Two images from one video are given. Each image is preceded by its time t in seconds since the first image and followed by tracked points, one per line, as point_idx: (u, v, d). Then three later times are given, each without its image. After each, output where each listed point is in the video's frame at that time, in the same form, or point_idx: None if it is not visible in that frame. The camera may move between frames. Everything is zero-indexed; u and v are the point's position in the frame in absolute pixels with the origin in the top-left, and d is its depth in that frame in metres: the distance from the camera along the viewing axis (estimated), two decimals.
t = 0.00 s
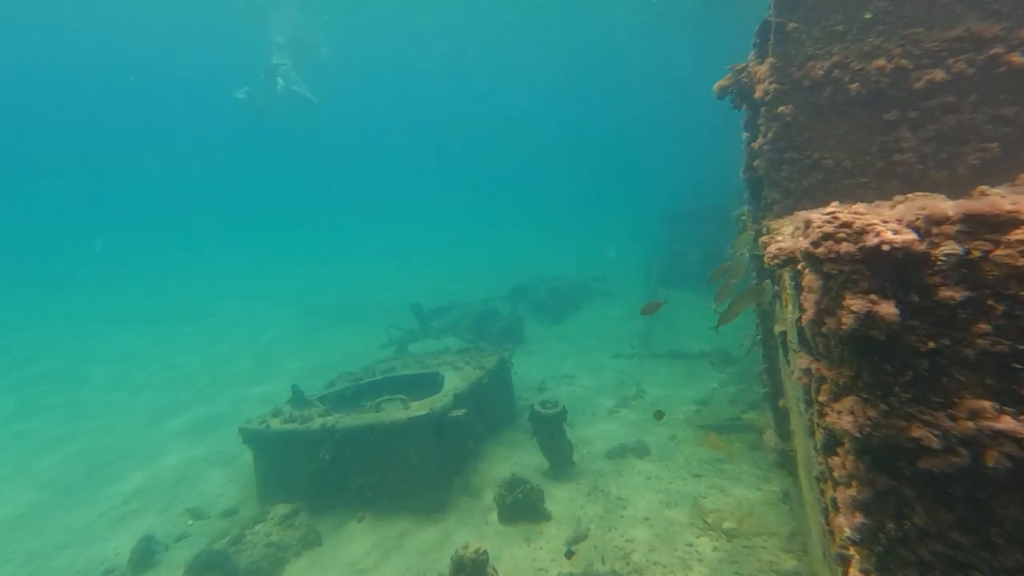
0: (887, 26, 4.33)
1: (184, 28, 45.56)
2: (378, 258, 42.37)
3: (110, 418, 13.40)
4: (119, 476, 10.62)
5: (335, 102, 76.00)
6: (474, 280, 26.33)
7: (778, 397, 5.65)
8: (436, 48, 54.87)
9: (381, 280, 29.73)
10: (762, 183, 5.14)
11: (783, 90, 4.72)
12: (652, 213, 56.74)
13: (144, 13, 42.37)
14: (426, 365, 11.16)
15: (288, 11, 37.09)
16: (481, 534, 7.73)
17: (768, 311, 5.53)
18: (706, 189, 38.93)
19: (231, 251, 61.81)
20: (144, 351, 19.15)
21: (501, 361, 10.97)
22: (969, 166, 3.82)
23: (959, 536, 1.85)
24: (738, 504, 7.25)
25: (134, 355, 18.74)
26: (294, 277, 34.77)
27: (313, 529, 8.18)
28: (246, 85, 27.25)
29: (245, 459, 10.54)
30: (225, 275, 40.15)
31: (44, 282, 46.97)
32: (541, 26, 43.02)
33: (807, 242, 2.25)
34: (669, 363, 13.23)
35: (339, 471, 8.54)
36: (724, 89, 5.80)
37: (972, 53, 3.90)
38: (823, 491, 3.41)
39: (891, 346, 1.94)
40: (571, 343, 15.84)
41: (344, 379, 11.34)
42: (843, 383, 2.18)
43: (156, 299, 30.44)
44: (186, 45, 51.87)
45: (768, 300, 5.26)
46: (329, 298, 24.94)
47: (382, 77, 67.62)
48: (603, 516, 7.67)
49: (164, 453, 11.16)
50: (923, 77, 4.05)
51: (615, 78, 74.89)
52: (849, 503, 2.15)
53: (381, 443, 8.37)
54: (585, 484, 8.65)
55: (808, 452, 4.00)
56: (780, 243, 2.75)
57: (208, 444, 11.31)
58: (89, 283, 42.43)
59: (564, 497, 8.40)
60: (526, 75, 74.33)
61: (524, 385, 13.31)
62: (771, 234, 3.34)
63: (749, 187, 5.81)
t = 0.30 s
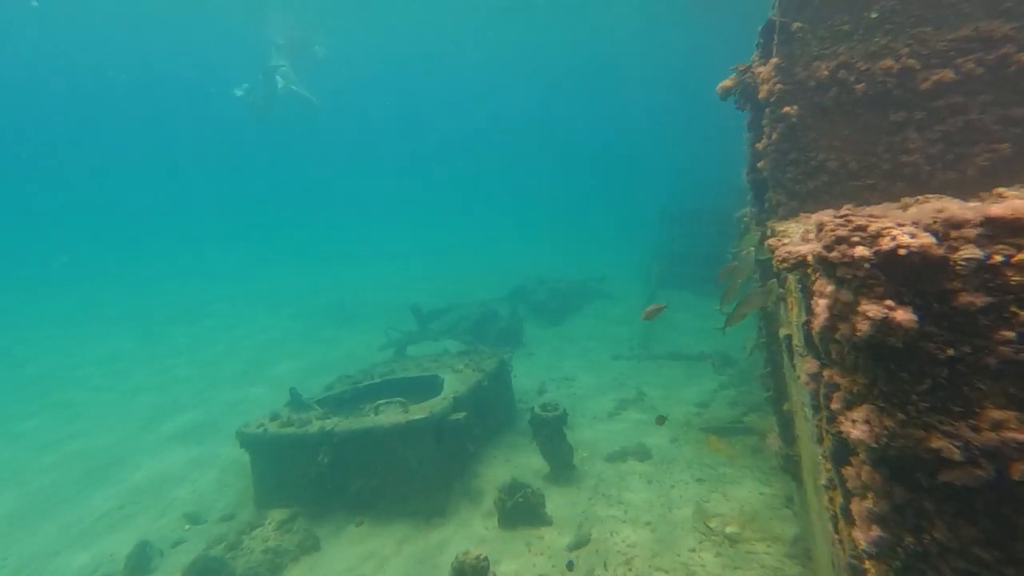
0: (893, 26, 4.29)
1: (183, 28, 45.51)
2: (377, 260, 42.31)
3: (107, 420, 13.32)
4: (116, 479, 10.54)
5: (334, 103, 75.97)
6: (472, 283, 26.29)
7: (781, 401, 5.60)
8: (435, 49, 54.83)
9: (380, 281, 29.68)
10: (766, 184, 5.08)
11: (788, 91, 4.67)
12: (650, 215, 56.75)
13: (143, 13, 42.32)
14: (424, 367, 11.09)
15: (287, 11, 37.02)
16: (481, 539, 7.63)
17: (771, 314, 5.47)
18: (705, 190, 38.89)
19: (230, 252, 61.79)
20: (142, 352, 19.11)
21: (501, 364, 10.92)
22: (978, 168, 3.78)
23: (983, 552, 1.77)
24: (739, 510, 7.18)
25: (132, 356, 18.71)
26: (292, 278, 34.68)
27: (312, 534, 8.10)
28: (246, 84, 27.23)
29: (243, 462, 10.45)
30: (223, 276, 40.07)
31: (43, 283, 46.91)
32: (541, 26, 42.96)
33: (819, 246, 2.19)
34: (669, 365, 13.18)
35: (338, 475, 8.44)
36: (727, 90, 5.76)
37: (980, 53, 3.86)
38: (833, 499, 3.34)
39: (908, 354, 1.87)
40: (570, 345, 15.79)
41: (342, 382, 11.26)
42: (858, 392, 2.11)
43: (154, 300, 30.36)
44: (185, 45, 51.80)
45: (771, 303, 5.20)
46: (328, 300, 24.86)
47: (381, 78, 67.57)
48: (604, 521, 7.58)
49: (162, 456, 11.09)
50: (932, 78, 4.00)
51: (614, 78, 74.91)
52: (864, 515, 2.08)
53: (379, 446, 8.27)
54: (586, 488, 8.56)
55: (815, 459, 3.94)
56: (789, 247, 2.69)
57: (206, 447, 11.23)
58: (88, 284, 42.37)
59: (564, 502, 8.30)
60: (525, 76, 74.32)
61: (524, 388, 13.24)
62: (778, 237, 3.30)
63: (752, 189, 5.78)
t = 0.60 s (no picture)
0: (898, 24, 4.24)
1: (181, 28, 45.31)
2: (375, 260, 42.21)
3: (104, 422, 13.22)
4: (113, 482, 10.44)
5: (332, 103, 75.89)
6: (471, 284, 26.19)
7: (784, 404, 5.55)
8: (434, 48, 54.71)
9: (378, 282, 29.54)
10: (768, 184, 5.02)
11: (791, 90, 4.62)
12: (649, 215, 56.72)
13: (141, 13, 42.18)
14: (423, 369, 11.00)
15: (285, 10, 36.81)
16: (480, 543, 7.55)
17: (775, 316, 5.42)
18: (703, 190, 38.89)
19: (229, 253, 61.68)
20: (139, 354, 18.99)
21: (501, 365, 10.85)
22: (985, 167, 3.73)
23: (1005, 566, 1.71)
24: (741, 512, 7.12)
25: (129, 357, 18.59)
26: (290, 279, 34.55)
27: (310, 537, 8.02)
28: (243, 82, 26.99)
29: (240, 465, 10.36)
30: (221, 276, 39.94)
31: (40, 283, 46.76)
32: (540, 26, 42.84)
33: (831, 248, 2.13)
34: (668, 366, 13.13)
35: (336, 477, 8.37)
36: (730, 89, 5.73)
37: (988, 51, 3.81)
38: (840, 504, 3.30)
39: (926, 360, 1.81)
40: (569, 346, 15.74)
41: (341, 383, 11.15)
42: (872, 398, 2.06)
43: (152, 301, 30.23)
44: (183, 44, 51.60)
45: (774, 304, 5.14)
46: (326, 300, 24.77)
47: (379, 78, 67.46)
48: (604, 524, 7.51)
49: (157, 459, 10.99)
50: (937, 76, 3.97)
51: (612, 78, 74.90)
52: (879, 526, 2.03)
53: (377, 449, 8.18)
54: (586, 491, 8.49)
55: (821, 462, 3.89)
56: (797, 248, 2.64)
57: (203, 450, 11.13)
58: (85, 284, 42.24)
59: (564, 505, 8.22)
60: (524, 76, 74.23)
61: (523, 389, 13.17)
62: (784, 238, 3.24)
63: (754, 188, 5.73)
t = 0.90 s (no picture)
0: (905, 20, 4.21)
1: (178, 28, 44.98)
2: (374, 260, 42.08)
3: (101, 423, 13.12)
4: (109, 483, 10.34)
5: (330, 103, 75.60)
6: (469, 284, 26.09)
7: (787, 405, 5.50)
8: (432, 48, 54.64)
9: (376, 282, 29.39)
10: (774, 183, 4.99)
11: (797, 87, 4.59)
12: (646, 214, 56.80)
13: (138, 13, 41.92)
14: (422, 370, 10.92)
15: (283, 9, 36.57)
16: (479, 545, 7.47)
17: (778, 316, 5.39)
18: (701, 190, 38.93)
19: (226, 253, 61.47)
20: (135, 354, 18.84)
21: (500, 365, 10.79)
22: (994, 165, 3.72)
23: None
24: (743, 513, 7.06)
25: (125, 358, 18.45)
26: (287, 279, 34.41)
27: (308, 539, 7.93)
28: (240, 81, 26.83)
29: (237, 466, 10.27)
30: (218, 277, 39.74)
31: (36, 284, 46.43)
32: (538, 26, 42.83)
33: (844, 248, 2.06)
34: (667, 366, 13.09)
35: (334, 479, 8.28)
36: (733, 87, 5.71)
37: (998, 46, 3.80)
38: (849, 510, 3.24)
39: (944, 365, 1.75)
40: (568, 346, 15.68)
41: (339, 385, 11.06)
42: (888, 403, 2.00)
43: (149, 302, 30.06)
44: (181, 44, 51.33)
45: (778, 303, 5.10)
46: (324, 301, 24.66)
47: (378, 77, 67.34)
48: (605, 526, 7.45)
49: (154, 460, 10.91)
50: (946, 73, 3.96)
51: (610, 77, 74.96)
52: (897, 536, 1.97)
53: (376, 450, 8.10)
54: (586, 493, 8.42)
55: (827, 464, 3.83)
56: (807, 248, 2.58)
57: (200, 451, 11.04)
58: (82, 285, 41.98)
59: (564, 507, 8.15)
60: (522, 75, 74.12)
61: (522, 390, 13.11)
62: (791, 238, 3.19)
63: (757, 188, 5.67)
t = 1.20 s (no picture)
0: (906, 18, 4.19)
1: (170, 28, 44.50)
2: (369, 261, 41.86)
3: (94, 426, 12.94)
4: (101, 488, 10.19)
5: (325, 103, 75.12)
6: (466, 285, 25.96)
7: (788, 408, 5.45)
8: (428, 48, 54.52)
9: (372, 283, 29.19)
10: (774, 184, 4.96)
11: (797, 87, 4.56)
12: (643, 214, 56.82)
13: (130, 12, 41.41)
14: (418, 373, 10.80)
15: (277, 7, 36.15)
16: (477, 549, 7.39)
17: (778, 317, 5.35)
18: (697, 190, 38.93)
19: (221, 255, 61.04)
20: (127, 357, 18.63)
21: (497, 368, 10.72)
22: (997, 165, 3.71)
23: None
24: (742, 517, 7.00)
25: (116, 360, 18.23)
26: (282, 280, 34.16)
27: (303, 544, 7.82)
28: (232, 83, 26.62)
29: (231, 470, 10.14)
30: (212, 278, 39.40)
31: (28, 286, 45.93)
32: (533, 25, 42.83)
33: (855, 251, 2.02)
34: (665, 367, 13.03)
35: (329, 483, 8.16)
36: (732, 87, 5.68)
37: (999, 45, 3.78)
38: (852, 515, 3.20)
39: (959, 371, 1.70)
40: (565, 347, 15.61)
41: (334, 387, 10.93)
42: (900, 410, 1.95)
43: (142, 304, 29.74)
44: (174, 43, 50.76)
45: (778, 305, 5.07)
46: (319, 302, 24.49)
47: (373, 78, 67.07)
48: (604, 529, 7.38)
49: (145, 464, 10.75)
50: (947, 73, 3.94)
51: (606, 78, 75.01)
52: (909, 546, 1.96)
53: (373, 453, 8.02)
54: (584, 495, 8.36)
55: (829, 469, 3.79)
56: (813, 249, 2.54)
57: (193, 454, 10.90)
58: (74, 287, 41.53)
59: (563, 510, 8.08)
60: (518, 75, 74.07)
61: (519, 392, 13.03)
62: (795, 239, 3.15)
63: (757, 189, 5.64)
